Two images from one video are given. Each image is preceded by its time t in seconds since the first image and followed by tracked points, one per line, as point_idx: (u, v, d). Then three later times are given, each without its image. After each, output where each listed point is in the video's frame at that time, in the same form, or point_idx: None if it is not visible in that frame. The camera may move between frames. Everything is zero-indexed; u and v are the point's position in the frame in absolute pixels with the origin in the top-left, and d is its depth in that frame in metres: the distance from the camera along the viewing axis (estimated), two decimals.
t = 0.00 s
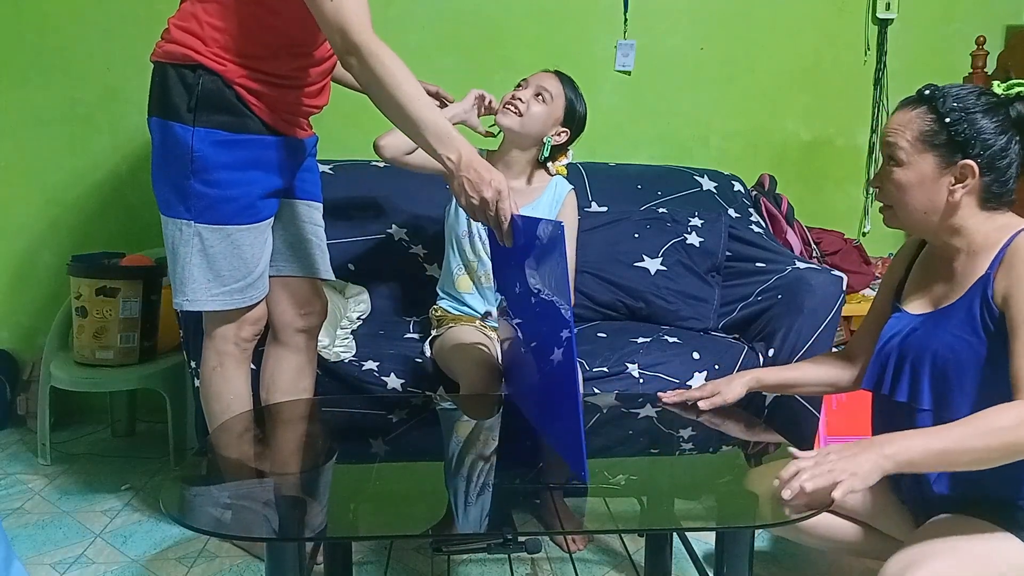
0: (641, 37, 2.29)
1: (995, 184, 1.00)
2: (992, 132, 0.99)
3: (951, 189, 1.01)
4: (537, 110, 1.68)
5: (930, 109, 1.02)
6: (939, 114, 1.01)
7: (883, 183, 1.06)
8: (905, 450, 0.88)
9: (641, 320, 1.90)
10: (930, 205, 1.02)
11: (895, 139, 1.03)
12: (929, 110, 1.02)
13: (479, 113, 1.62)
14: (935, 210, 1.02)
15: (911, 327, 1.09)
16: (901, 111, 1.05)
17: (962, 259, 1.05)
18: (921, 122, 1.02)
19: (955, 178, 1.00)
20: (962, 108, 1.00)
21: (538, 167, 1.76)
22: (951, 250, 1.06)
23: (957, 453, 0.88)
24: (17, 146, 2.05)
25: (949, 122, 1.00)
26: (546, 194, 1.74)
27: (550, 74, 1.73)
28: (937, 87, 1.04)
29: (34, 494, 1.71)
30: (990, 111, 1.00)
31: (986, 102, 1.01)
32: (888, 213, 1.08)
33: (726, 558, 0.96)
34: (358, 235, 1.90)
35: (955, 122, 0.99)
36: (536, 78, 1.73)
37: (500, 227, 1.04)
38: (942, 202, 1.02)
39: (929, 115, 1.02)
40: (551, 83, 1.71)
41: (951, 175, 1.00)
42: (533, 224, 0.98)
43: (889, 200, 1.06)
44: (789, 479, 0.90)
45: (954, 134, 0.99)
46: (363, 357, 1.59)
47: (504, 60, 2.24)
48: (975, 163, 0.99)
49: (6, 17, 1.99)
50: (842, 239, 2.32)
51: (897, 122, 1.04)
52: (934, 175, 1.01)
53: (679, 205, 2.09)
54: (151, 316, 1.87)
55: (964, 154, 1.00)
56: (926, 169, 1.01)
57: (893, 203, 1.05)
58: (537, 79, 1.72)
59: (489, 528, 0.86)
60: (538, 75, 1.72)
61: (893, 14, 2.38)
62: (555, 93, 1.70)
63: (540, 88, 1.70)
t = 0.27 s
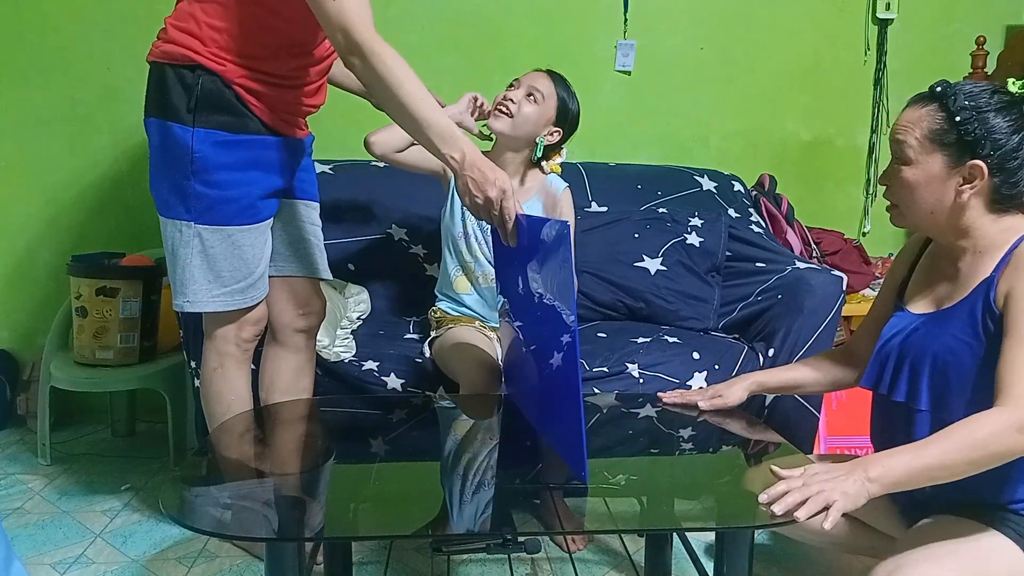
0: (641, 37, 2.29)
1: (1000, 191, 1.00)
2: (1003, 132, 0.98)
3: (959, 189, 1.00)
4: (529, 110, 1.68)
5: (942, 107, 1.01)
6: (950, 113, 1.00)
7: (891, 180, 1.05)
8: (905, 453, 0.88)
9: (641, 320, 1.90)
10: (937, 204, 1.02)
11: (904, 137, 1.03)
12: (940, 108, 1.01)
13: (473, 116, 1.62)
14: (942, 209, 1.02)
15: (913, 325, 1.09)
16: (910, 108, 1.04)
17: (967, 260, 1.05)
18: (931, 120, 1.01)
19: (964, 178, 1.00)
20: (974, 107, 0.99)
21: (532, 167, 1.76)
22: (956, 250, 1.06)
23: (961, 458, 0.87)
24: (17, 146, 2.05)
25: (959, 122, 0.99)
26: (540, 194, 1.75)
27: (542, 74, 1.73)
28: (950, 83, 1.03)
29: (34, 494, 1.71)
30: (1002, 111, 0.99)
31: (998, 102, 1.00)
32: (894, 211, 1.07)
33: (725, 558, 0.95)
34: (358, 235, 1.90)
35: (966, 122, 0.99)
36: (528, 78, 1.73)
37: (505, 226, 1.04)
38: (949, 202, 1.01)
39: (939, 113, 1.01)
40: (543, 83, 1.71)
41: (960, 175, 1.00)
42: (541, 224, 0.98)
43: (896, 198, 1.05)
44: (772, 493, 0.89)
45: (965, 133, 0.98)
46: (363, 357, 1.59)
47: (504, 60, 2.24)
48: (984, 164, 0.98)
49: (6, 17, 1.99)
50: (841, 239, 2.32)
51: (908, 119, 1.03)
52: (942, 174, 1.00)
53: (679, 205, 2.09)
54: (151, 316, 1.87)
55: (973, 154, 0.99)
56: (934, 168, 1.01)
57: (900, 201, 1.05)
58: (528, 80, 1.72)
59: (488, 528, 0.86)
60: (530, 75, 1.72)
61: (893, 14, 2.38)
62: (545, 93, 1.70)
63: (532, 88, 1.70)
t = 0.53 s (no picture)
0: (641, 37, 2.29)
1: (1003, 194, 1.00)
2: (1012, 132, 0.98)
3: (964, 189, 1.00)
4: (519, 110, 1.68)
5: (951, 104, 1.01)
6: (958, 111, 1.00)
7: (895, 176, 1.05)
8: (902, 455, 0.88)
9: (641, 320, 1.90)
10: (942, 202, 1.02)
11: (912, 134, 1.03)
12: (949, 106, 1.01)
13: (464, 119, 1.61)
14: (946, 208, 1.02)
15: (911, 322, 1.09)
16: (920, 104, 1.04)
17: (967, 259, 1.05)
18: (940, 117, 1.01)
19: (970, 178, 0.99)
20: (984, 106, 0.99)
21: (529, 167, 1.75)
22: (958, 249, 1.06)
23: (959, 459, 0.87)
24: (17, 146, 2.05)
25: (968, 120, 0.98)
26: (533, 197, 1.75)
27: (532, 73, 1.72)
28: (961, 81, 1.03)
29: (34, 494, 1.71)
30: (1012, 110, 0.99)
31: (1009, 101, 0.99)
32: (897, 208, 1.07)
33: (725, 558, 0.95)
34: (358, 235, 1.89)
35: (975, 121, 0.98)
36: (518, 78, 1.72)
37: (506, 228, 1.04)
38: (954, 201, 1.01)
39: (949, 111, 1.01)
40: (533, 83, 1.70)
41: (966, 174, 1.00)
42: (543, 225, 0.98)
43: (901, 195, 1.05)
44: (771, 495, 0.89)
45: (973, 132, 0.98)
46: (363, 357, 1.59)
47: (504, 60, 2.24)
48: (990, 164, 0.98)
49: (5, 17, 1.99)
50: (841, 239, 2.32)
51: (916, 115, 1.03)
52: (948, 172, 1.00)
53: (679, 205, 2.09)
54: (151, 316, 1.87)
55: (980, 154, 0.98)
56: (941, 166, 1.00)
57: (904, 198, 1.05)
58: (518, 79, 1.71)
59: (487, 528, 0.86)
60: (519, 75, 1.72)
61: (893, 14, 2.38)
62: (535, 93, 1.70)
63: (521, 88, 1.70)
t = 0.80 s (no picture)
0: (641, 37, 2.29)
1: (1002, 193, 1.00)
2: (1016, 131, 0.97)
3: (968, 186, 1.00)
4: (513, 110, 1.69)
5: (955, 102, 1.01)
6: (962, 108, 1.00)
7: (899, 173, 1.06)
8: (902, 455, 0.88)
9: (641, 320, 1.90)
10: (946, 200, 1.02)
11: (916, 131, 1.03)
12: (954, 103, 1.01)
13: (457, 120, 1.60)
14: (950, 206, 1.02)
15: (911, 321, 1.09)
16: (925, 102, 1.04)
17: (968, 258, 1.05)
18: (944, 115, 1.01)
19: (974, 175, 0.99)
20: (988, 103, 0.99)
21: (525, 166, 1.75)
22: (960, 249, 1.06)
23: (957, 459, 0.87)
24: (17, 146, 2.05)
25: (972, 118, 0.98)
26: (528, 197, 1.74)
27: (526, 73, 1.73)
28: (966, 78, 1.03)
29: (34, 494, 1.71)
30: (1016, 109, 0.99)
31: (1013, 100, 0.99)
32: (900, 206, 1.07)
33: (725, 558, 0.95)
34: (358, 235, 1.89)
35: (979, 118, 0.98)
36: (512, 78, 1.73)
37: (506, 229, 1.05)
38: (957, 199, 1.01)
39: (953, 108, 1.01)
40: (527, 82, 1.71)
41: (969, 173, 1.00)
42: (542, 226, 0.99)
43: (903, 193, 1.06)
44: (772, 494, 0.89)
45: (977, 129, 0.98)
46: (363, 357, 1.59)
47: (504, 60, 2.24)
48: (994, 161, 0.98)
49: (5, 17, 1.99)
50: (841, 239, 2.32)
51: (921, 113, 1.03)
52: (951, 170, 1.00)
53: (679, 205, 2.09)
54: (151, 316, 1.87)
55: (984, 152, 0.98)
56: (944, 164, 1.00)
57: (906, 195, 1.05)
58: (513, 79, 1.72)
59: (487, 528, 0.86)
60: (513, 74, 1.72)
61: (893, 14, 2.38)
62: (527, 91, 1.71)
63: (516, 88, 1.70)
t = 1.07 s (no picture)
0: (641, 37, 2.29)
1: (1003, 193, 1.00)
2: (1016, 131, 0.97)
3: (969, 187, 1.00)
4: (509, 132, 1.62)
5: (952, 104, 1.01)
6: (960, 110, 0.99)
7: (900, 176, 1.05)
8: (902, 455, 0.88)
9: (641, 320, 1.90)
10: (947, 201, 1.01)
11: (913, 134, 1.02)
12: (951, 105, 1.01)
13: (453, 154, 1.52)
14: (951, 207, 1.02)
15: (912, 322, 1.09)
16: (923, 104, 1.04)
17: (969, 259, 1.05)
18: (941, 117, 1.01)
19: (974, 176, 0.99)
20: (986, 104, 0.99)
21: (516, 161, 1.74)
22: (960, 250, 1.06)
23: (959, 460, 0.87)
24: (17, 146, 2.05)
25: (970, 119, 0.98)
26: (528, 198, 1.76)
27: (505, 79, 1.61)
28: (961, 80, 1.03)
29: (34, 494, 1.71)
30: (1014, 109, 0.99)
31: (1013, 100, 0.99)
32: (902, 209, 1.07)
33: (725, 558, 0.95)
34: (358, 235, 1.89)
35: (977, 119, 0.98)
36: (493, 91, 1.60)
37: (506, 229, 1.06)
38: (958, 200, 1.01)
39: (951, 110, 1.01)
40: (511, 96, 1.60)
41: (969, 173, 0.99)
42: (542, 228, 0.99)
43: (905, 196, 1.05)
44: (772, 493, 0.89)
45: (976, 130, 0.98)
46: (363, 357, 1.59)
47: (504, 60, 2.24)
48: (994, 161, 0.98)
49: (6, 17, 1.99)
50: (841, 239, 2.32)
51: (917, 116, 1.03)
52: (952, 172, 1.00)
53: (680, 205, 2.09)
54: (151, 316, 1.87)
55: (983, 152, 0.98)
56: (945, 166, 1.00)
57: (907, 197, 1.05)
58: (497, 97, 1.60)
59: (488, 527, 0.86)
60: (492, 90, 1.60)
61: (893, 14, 2.38)
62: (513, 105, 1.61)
63: (504, 106, 1.60)
